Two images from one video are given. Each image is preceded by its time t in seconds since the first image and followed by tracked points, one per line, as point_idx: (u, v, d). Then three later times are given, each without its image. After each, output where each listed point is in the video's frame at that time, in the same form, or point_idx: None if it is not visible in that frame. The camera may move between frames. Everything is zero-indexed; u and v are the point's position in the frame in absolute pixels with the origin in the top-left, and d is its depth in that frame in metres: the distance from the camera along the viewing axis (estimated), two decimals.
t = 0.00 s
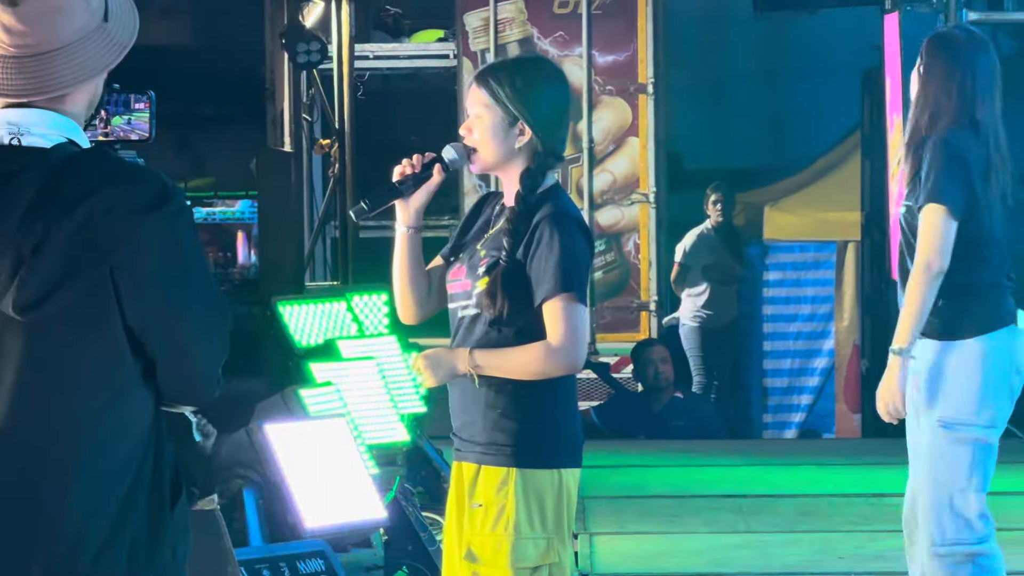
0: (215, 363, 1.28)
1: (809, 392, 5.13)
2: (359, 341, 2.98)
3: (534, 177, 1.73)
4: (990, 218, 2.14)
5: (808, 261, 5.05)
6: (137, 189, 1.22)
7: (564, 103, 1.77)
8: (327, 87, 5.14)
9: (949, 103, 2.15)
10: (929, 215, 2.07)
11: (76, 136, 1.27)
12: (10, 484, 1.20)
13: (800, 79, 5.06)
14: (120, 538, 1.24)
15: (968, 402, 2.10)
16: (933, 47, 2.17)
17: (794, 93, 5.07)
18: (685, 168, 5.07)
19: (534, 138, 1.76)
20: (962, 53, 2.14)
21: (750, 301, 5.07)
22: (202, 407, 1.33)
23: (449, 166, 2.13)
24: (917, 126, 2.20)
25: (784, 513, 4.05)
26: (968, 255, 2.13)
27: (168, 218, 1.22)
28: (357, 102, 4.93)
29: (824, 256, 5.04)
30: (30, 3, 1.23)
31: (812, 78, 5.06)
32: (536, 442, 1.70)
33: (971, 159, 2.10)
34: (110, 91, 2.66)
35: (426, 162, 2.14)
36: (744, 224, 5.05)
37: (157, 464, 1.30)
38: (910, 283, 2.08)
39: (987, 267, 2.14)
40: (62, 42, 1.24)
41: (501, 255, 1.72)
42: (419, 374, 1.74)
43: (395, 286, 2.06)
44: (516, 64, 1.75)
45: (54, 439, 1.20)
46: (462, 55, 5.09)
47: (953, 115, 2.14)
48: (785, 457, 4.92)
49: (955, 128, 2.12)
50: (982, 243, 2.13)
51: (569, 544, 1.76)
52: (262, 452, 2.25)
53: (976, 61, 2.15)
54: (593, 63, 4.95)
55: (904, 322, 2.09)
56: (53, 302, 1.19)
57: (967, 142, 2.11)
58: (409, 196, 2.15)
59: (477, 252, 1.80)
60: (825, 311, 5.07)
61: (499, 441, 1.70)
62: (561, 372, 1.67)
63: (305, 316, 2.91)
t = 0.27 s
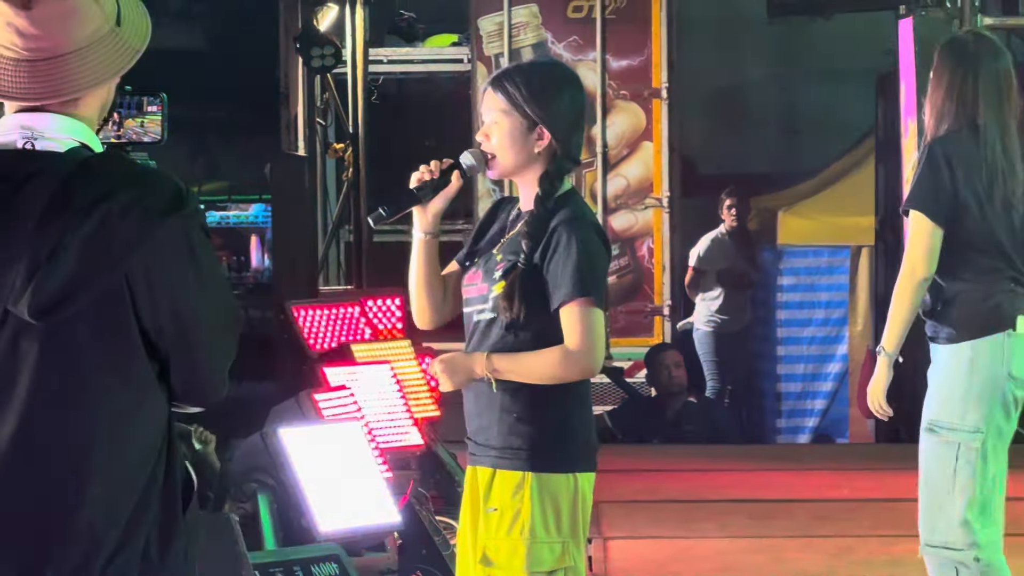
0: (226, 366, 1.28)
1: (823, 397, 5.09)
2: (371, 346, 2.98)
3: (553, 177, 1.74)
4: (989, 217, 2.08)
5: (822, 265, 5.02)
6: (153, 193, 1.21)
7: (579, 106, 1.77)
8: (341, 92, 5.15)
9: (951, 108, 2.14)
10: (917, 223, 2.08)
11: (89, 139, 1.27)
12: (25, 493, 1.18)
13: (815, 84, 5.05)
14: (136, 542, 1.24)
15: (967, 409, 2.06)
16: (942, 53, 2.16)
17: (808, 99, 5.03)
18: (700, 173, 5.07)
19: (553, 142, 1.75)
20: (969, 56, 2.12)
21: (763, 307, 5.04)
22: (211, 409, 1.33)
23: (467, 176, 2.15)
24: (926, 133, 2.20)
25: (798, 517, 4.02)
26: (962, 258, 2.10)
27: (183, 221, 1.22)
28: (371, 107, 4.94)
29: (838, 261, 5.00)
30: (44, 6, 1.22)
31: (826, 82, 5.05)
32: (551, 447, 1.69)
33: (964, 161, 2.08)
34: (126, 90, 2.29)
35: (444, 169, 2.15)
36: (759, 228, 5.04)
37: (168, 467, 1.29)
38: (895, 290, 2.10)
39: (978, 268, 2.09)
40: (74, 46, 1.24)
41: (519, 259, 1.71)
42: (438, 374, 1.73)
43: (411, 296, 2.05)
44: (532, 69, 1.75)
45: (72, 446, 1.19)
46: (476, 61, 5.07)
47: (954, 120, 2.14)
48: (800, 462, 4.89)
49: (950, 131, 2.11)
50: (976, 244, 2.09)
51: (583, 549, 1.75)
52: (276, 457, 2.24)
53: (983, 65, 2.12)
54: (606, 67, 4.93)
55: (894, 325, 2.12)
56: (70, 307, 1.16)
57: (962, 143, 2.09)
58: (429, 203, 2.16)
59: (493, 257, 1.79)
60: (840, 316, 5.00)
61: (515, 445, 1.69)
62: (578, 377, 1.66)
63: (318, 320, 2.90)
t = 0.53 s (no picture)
0: (248, 368, 1.28)
1: (846, 401, 5.05)
2: (393, 350, 2.97)
3: (574, 183, 1.72)
4: (1011, 219, 2.01)
5: (845, 270, 5.04)
6: (178, 197, 1.21)
7: (602, 108, 1.76)
8: (364, 95, 5.16)
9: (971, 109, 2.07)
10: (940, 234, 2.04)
11: (112, 143, 1.27)
12: (50, 497, 1.18)
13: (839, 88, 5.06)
14: (158, 548, 1.23)
15: (995, 415, 2.02)
16: (967, 58, 2.12)
17: (825, 107, 5.09)
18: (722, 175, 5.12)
19: (574, 146, 1.73)
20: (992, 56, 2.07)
21: (786, 309, 5.03)
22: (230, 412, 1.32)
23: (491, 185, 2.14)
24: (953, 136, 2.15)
25: (823, 521, 3.98)
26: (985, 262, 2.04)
27: (207, 225, 1.22)
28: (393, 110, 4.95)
29: (861, 265, 5.02)
30: (69, 10, 1.21)
31: (850, 87, 5.05)
32: (578, 451, 1.67)
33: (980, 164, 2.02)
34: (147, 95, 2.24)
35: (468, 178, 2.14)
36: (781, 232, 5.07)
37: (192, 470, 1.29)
38: (920, 300, 2.07)
39: (1002, 271, 2.03)
40: (100, 49, 1.24)
41: (543, 263, 1.70)
42: (461, 383, 1.71)
43: (446, 303, 2.04)
44: (551, 74, 1.74)
45: (96, 450, 1.18)
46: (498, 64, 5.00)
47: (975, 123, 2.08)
48: (824, 466, 4.84)
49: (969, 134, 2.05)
50: (999, 246, 2.02)
51: (608, 552, 1.74)
52: (300, 459, 2.23)
53: (1005, 65, 2.06)
54: (629, 71, 4.89)
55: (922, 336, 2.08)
56: (95, 311, 1.16)
57: (980, 146, 2.03)
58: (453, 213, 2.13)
59: (516, 262, 1.78)
60: (862, 320, 5.01)
61: (540, 449, 1.67)
62: (603, 381, 1.65)
63: (342, 323, 2.91)
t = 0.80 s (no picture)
0: (262, 369, 1.29)
1: (861, 403, 5.02)
2: (411, 350, 2.96)
3: (590, 186, 1.70)
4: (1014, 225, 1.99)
5: (861, 272, 5.02)
6: (194, 198, 1.22)
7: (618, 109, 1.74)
8: (380, 97, 5.17)
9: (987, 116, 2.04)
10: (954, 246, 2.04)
11: (128, 145, 1.26)
12: (66, 499, 1.17)
13: (856, 91, 5.04)
14: (172, 550, 1.23)
15: (1007, 418, 1.99)
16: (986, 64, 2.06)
17: (840, 108, 5.04)
18: (740, 176, 5.09)
19: (589, 148, 1.71)
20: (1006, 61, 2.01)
21: (802, 311, 5.01)
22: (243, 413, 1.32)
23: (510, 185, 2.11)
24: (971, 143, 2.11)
25: (839, 524, 3.96)
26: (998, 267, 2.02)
27: (223, 225, 1.23)
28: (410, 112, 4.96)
29: (877, 268, 5.01)
30: (85, 11, 1.22)
31: (867, 90, 5.03)
32: (593, 453, 1.66)
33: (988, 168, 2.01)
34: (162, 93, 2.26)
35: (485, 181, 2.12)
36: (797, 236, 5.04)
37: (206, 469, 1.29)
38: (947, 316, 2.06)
39: (1014, 276, 2.00)
40: (116, 50, 1.24)
41: (557, 265, 1.69)
42: (479, 386, 1.72)
43: (469, 311, 2.05)
44: (564, 76, 1.72)
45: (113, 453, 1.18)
46: (514, 66, 5.00)
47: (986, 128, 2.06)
48: (840, 468, 4.81)
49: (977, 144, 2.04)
50: (1008, 249, 2.00)
51: (625, 556, 1.72)
52: (317, 460, 2.23)
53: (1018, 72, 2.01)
54: (645, 72, 4.88)
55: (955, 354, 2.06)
56: (110, 313, 1.17)
57: (985, 155, 2.02)
58: (471, 216, 2.13)
59: (531, 264, 1.77)
60: (877, 322, 5.01)
61: (556, 451, 1.66)
62: (617, 382, 1.64)
63: (360, 323, 2.90)
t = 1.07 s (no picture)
0: (273, 368, 1.28)
1: (875, 405, 4.99)
2: (425, 351, 2.99)
3: (602, 188, 1.70)
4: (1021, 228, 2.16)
5: (875, 273, 4.94)
6: (206, 197, 1.21)
7: (634, 110, 1.72)
8: (395, 98, 5.18)
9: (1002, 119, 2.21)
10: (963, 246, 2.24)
11: (139, 145, 1.26)
12: (80, 499, 1.17)
13: (869, 91, 4.97)
14: (186, 549, 1.23)
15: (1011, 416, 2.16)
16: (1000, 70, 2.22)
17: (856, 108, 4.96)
18: (752, 180, 4.97)
19: (601, 148, 1.70)
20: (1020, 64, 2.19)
21: (815, 313, 4.95)
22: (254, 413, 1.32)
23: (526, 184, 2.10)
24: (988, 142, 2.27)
25: (852, 525, 3.94)
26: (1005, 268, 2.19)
27: (234, 224, 1.22)
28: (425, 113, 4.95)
29: (891, 269, 4.93)
30: (99, 11, 1.22)
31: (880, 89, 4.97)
32: (605, 451, 1.65)
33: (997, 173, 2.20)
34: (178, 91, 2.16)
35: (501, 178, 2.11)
36: (811, 238, 4.96)
37: (218, 470, 1.29)
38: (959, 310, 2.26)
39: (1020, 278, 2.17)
40: (128, 51, 1.24)
41: (567, 265, 1.69)
42: (497, 386, 1.74)
43: (487, 303, 2.03)
44: (580, 76, 1.71)
45: (127, 453, 1.18)
46: (529, 66, 5.00)
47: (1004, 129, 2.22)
48: (855, 470, 4.79)
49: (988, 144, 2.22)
50: (1015, 252, 2.17)
51: (639, 557, 1.71)
52: (331, 460, 2.23)
53: None
54: (660, 74, 4.85)
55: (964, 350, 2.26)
56: (123, 313, 1.16)
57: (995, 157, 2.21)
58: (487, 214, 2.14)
59: (544, 263, 1.77)
60: (891, 324, 4.94)
61: (569, 451, 1.66)
62: (628, 382, 1.62)
63: (372, 325, 2.89)
